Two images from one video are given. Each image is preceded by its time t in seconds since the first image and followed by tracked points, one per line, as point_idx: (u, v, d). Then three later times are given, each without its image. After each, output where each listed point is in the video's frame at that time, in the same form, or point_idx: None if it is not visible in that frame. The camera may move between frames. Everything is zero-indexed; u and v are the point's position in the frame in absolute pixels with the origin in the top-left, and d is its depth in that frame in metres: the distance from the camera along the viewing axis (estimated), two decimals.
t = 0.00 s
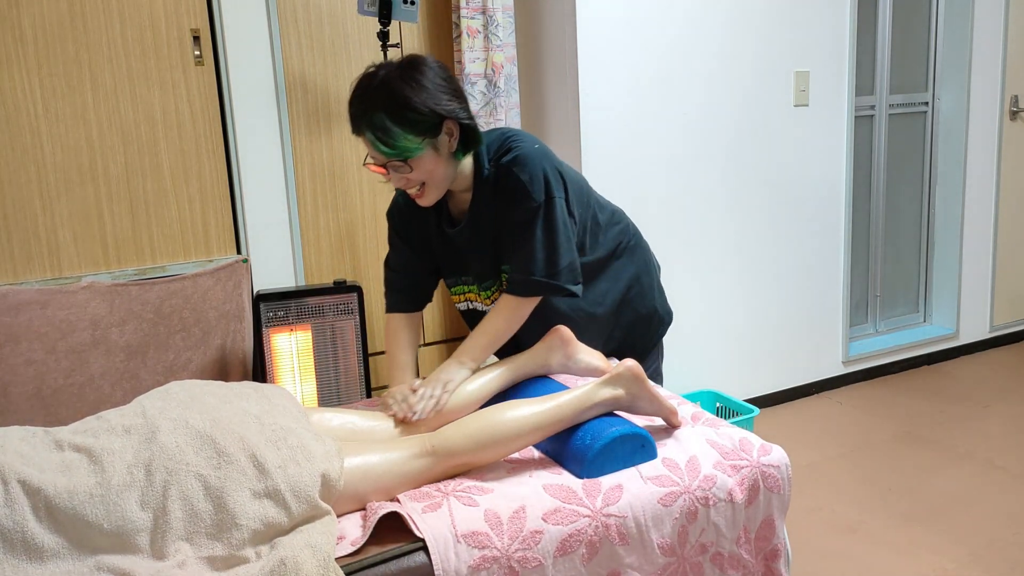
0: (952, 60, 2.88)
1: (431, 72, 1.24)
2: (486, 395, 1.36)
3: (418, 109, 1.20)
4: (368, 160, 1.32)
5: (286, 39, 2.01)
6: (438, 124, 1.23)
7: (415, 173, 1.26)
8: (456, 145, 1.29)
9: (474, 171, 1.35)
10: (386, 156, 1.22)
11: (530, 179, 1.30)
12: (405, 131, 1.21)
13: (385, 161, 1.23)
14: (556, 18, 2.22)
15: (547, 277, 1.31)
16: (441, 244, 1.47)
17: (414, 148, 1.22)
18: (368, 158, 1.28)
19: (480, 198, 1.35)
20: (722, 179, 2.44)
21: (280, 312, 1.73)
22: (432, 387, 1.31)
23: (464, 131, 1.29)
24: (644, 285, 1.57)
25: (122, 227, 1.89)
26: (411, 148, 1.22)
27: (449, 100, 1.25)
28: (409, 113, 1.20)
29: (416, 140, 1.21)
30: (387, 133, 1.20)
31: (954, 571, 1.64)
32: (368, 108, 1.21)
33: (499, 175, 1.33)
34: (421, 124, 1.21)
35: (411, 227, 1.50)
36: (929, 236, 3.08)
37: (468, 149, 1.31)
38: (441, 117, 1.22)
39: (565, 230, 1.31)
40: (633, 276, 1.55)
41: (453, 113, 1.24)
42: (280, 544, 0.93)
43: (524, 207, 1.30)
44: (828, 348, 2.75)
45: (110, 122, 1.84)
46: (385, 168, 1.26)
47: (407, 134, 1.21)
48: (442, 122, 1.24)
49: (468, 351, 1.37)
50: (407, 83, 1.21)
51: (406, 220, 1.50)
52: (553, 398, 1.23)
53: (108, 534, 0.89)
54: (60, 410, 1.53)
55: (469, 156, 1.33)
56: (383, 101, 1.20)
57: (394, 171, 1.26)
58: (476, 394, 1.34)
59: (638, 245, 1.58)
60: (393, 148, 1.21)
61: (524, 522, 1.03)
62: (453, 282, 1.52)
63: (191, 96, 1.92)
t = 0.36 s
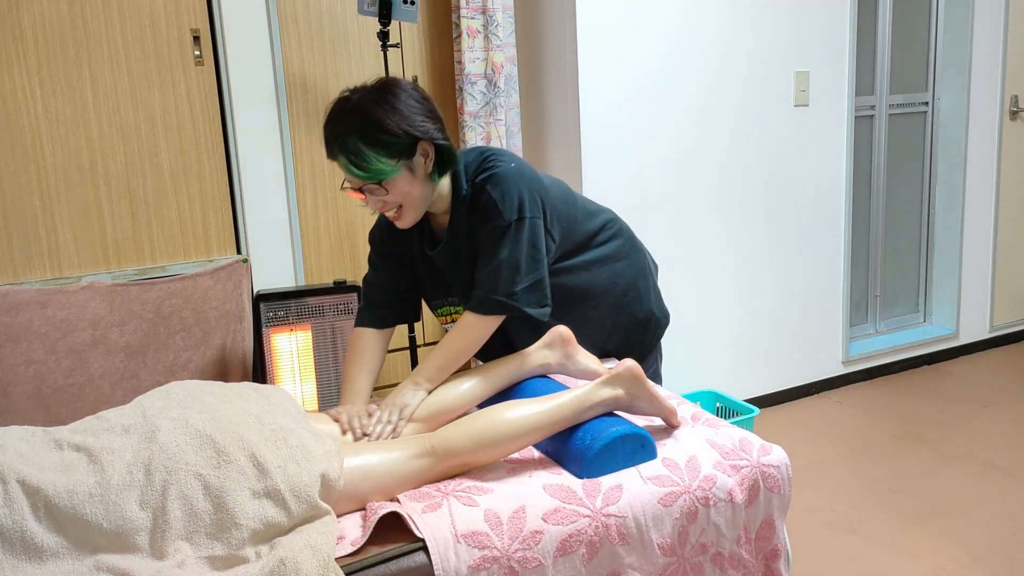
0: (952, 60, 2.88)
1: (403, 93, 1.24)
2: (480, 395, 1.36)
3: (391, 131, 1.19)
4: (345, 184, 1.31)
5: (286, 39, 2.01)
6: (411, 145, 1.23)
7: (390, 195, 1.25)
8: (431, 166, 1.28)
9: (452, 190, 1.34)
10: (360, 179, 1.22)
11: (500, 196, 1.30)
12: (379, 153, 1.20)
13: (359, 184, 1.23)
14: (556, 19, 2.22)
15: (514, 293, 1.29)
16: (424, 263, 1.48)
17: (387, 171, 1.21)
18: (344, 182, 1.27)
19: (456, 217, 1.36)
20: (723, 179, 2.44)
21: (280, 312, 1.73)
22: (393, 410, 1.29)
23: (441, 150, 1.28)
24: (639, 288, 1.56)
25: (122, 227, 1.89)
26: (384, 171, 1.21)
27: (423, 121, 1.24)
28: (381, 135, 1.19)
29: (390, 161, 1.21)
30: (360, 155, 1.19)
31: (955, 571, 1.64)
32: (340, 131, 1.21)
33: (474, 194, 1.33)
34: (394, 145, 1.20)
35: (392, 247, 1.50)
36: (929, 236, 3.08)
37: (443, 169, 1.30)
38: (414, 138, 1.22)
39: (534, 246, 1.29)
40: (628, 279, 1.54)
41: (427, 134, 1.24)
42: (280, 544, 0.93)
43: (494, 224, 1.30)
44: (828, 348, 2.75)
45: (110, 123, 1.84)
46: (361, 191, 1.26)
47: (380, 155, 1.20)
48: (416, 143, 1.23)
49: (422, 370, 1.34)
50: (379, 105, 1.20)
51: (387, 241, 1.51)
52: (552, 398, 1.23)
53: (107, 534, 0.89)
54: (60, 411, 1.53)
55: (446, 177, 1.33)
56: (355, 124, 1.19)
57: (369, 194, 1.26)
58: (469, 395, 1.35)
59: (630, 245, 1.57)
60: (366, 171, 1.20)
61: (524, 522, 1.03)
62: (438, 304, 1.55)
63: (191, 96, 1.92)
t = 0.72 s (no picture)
0: (952, 60, 2.88)
1: (418, 100, 1.28)
2: (480, 393, 1.37)
3: (404, 133, 1.23)
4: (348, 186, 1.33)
5: (286, 40, 2.01)
6: (421, 150, 1.26)
7: (397, 198, 1.27)
8: (437, 173, 1.32)
9: (451, 200, 1.36)
10: (369, 179, 1.24)
11: (495, 206, 1.30)
12: (391, 156, 1.23)
13: (367, 184, 1.25)
14: (556, 18, 2.22)
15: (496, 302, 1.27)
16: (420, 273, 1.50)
17: (397, 173, 1.24)
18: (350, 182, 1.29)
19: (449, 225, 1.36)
20: (722, 179, 2.44)
21: (280, 312, 1.73)
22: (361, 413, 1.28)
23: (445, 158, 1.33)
24: (632, 285, 1.56)
25: (122, 227, 1.89)
26: (396, 173, 1.24)
27: (433, 128, 1.28)
28: (396, 138, 1.23)
29: (400, 164, 1.24)
30: (372, 155, 1.22)
31: (955, 570, 1.64)
32: (353, 131, 1.23)
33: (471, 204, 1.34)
34: (405, 148, 1.24)
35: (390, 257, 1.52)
36: (929, 235, 3.08)
37: (447, 177, 1.34)
38: (425, 143, 1.26)
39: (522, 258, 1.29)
40: (619, 278, 1.54)
41: (437, 141, 1.27)
42: (280, 544, 0.93)
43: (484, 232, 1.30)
44: (828, 348, 2.75)
45: (110, 123, 1.84)
46: (367, 192, 1.27)
47: (391, 158, 1.23)
48: (426, 149, 1.27)
49: (397, 383, 1.33)
50: (393, 109, 1.24)
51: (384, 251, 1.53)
52: (552, 398, 1.23)
53: (107, 534, 0.89)
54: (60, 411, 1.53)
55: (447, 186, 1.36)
56: (369, 125, 1.22)
57: (376, 196, 1.27)
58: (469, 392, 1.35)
59: (625, 247, 1.58)
60: (376, 171, 1.23)
61: (524, 522, 1.03)
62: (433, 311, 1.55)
63: (190, 96, 1.92)
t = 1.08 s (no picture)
0: (952, 60, 2.88)
1: (447, 60, 1.25)
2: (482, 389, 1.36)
3: (437, 92, 1.21)
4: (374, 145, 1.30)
5: (286, 39, 2.01)
6: (452, 111, 1.24)
7: (427, 158, 1.24)
8: (464, 135, 1.29)
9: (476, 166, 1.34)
10: (402, 138, 1.21)
11: (535, 171, 1.31)
12: (425, 115, 1.21)
13: (399, 143, 1.22)
14: (556, 18, 2.22)
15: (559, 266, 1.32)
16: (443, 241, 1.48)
17: (430, 133, 1.21)
18: (378, 140, 1.26)
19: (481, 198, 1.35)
20: (722, 179, 2.44)
21: (280, 312, 1.73)
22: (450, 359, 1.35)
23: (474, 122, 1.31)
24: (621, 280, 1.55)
25: (122, 227, 1.89)
26: (429, 133, 1.21)
27: (463, 89, 1.26)
28: (429, 97, 1.20)
29: (433, 124, 1.21)
30: (406, 114, 1.19)
31: (955, 571, 1.64)
32: (385, 88, 1.20)
33: (502, 168, 1.34)
34: (438, 107, 1.21)
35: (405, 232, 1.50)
36: (929, 235, 3.08)
37: (475, 139, 1.31)
38: (456, 103, 1.23)
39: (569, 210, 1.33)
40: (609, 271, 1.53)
41: (467, 103, 1.25)
42: (281, 543, 0.93)
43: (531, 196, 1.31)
44: (828, 348, 2.75)
45: (110, 122, 1.84)
46: (396, 151, 1.24)
47: (425, 116, 1.20)
48: (456, 110, 1.25)
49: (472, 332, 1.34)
50: (425, 67, 1.21)
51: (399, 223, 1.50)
52: (553, 398, 1.23)
53: (109, 531, 0.89)
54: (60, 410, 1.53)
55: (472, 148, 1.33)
56: (402, 82, 1.20)
57: (404, 155, 1.24)
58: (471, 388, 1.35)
59: (619, 240, 1.57)
60: (410, 130, 1.20)
61: (524, 522, 1.03)
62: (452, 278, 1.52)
63: (191, 96, 1.92)
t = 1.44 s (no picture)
0: (952, 60, 2.88)
1: (470, 33, 1.26)
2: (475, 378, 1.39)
3: (460, 64, 1.22)
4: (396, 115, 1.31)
5: (286, 39, 2.01)
6: (474, 84, 1.25)
7: (448, 130, 1.26)
8: (485, 108, 1.30)
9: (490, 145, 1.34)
10: (426, 109, 1.22)
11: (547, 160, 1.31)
12: (450, 88, 1.22)
13: (422, 114, 1.23)
14: (557, 17, 2.22)
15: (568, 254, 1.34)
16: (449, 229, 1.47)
17: (454, 104, 1.22)
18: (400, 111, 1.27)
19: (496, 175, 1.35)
20: (722, 179, 2.44)
21: (280, 312, 1.73)
22: (494, 278, 1.39)
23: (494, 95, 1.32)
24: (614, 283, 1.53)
25: (122, 226, 1.89)
26: (454, 105, 1.23)
27: (485, 63, 1.27)
28: (453, 69, 1.21)
29: (456, 95, 1.22)
30: (431, 85, 1.20)
31: (955, 570, 1.64)
32: (409, 58, 1.21)
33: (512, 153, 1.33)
34: (461, 80, 1.23)
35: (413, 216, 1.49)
36: (929, 235, 3.08)
37: (495, 113, 1.32)
38: (479, 75, 1.24)
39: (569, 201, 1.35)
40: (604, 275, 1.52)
41: (489, 76, 1.26)
42: (280, 543, 0.93)
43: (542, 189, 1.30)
44: (828, 348, 2.75)
45: (110, 123, 1.84)
46: (418, 122, 1.26)
47: (449, 88, 1.22)
48: (478, 83, 1.26)
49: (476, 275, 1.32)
50: (449, 39, 1.22)
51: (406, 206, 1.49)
52: (553, 398, 1.23)
53: (109, 532, 0.89)
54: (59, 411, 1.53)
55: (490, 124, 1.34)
56: (426, 54, 1.21)
57: (426, 126, 1.26)
58: (465, 377, 1.38)
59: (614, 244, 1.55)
60: (434, 101, 1.21)
61: (524, 522, 1.03)
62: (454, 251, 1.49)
63: (191, 97, 1.92)
